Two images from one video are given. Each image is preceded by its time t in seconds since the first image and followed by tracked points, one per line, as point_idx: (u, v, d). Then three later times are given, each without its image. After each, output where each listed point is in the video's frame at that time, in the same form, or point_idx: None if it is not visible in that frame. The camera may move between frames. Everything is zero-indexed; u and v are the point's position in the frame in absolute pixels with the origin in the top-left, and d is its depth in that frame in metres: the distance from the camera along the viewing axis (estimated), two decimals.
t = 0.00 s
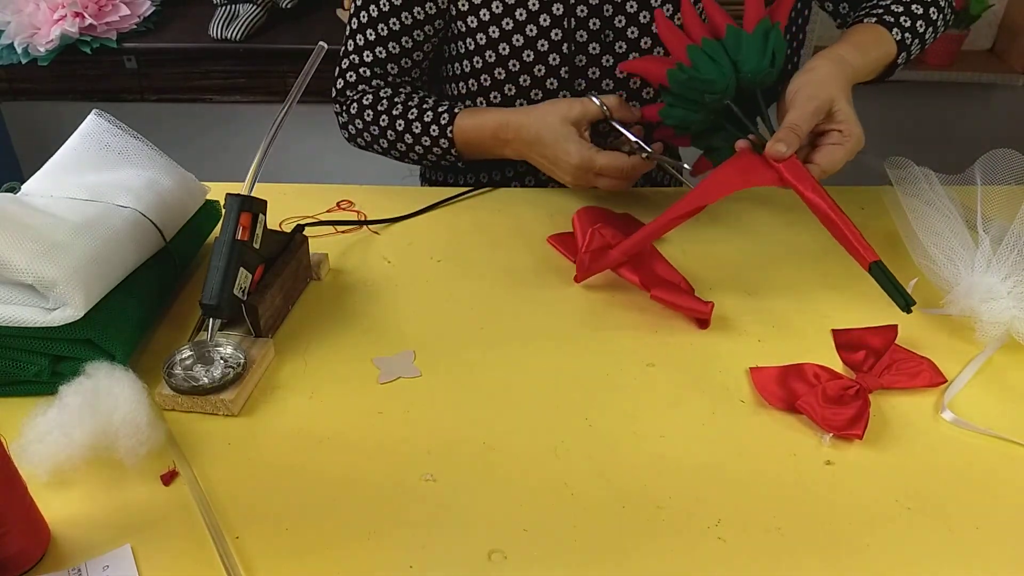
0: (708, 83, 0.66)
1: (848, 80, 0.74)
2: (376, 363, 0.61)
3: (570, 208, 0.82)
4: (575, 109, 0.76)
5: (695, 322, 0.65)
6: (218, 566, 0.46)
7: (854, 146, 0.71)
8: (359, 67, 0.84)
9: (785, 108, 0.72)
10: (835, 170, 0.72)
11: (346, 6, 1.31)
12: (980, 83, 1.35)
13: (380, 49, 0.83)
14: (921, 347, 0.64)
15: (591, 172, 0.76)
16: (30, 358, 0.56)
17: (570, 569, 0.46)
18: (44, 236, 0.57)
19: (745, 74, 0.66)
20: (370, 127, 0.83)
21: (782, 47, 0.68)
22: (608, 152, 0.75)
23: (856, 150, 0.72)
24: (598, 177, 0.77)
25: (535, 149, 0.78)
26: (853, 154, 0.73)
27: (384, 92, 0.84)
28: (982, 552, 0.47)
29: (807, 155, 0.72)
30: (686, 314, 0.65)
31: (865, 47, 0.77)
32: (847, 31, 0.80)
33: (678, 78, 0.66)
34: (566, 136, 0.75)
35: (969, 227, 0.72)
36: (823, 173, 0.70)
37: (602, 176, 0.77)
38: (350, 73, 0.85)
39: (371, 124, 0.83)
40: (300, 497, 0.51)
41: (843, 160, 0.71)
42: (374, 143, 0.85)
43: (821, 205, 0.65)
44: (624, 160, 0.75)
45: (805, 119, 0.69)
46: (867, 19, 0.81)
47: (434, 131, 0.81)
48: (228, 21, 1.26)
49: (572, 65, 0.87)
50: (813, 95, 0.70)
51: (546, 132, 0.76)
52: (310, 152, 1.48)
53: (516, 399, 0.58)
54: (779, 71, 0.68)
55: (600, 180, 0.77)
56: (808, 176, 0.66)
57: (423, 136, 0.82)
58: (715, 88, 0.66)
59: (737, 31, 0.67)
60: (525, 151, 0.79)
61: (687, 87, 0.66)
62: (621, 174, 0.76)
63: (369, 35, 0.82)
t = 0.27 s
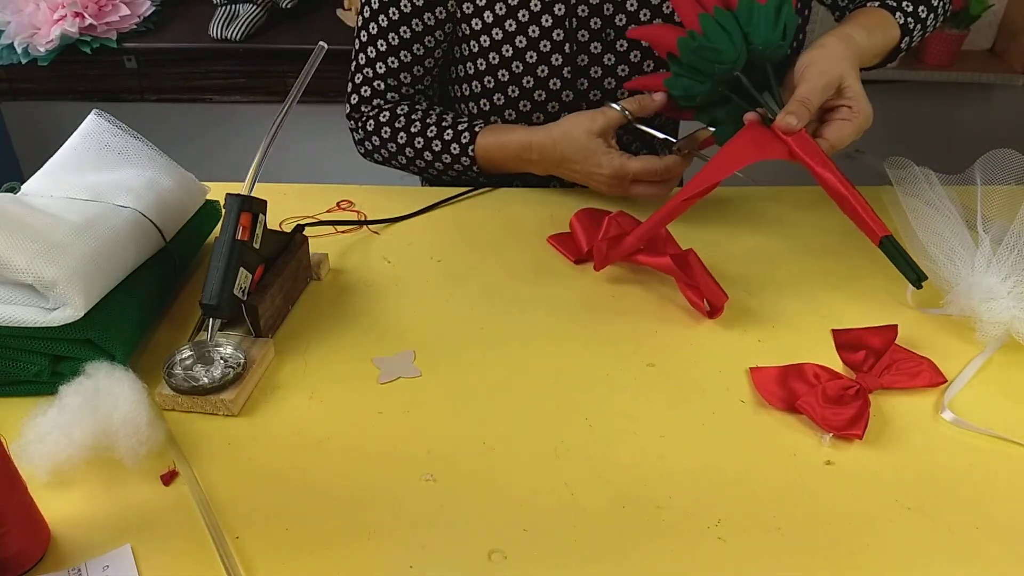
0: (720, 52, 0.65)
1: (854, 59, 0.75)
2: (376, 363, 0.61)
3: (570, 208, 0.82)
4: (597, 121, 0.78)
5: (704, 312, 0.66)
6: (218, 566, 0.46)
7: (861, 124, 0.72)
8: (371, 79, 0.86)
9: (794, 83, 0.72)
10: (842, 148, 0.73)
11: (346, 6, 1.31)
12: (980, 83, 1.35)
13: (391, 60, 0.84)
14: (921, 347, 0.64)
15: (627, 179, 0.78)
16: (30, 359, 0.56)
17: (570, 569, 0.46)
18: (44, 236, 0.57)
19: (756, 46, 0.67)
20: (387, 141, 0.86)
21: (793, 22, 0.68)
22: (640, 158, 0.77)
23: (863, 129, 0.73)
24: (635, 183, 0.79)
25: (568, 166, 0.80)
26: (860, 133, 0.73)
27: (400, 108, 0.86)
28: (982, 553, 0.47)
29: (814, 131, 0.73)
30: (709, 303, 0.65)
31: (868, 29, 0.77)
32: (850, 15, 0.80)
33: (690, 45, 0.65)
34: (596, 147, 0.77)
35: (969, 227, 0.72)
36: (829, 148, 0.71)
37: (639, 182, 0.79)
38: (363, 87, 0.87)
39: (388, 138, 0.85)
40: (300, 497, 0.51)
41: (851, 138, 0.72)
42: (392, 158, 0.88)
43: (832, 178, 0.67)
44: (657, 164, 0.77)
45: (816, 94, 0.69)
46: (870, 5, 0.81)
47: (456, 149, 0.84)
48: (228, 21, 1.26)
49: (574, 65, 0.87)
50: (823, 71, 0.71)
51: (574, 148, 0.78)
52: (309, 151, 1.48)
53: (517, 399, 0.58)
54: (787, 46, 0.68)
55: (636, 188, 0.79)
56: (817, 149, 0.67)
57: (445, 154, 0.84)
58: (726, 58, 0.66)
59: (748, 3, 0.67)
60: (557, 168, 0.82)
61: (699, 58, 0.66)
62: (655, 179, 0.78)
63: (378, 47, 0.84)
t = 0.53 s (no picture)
0: (716, 57, 0.65)
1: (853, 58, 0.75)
2: (375, 363, 0.61)
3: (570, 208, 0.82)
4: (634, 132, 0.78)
5: (710, 310, 0.66)
6: (218, 566, 0.46)
7: (860, 125, 0.72)
8: (391, 94, 0.88)
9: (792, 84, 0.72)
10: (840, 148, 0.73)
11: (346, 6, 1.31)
12: (980, 83, 1.35)
13: (411, 69, 0.86)
14: (921, 347, 0.64)
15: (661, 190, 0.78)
16: (30, 359, 0.56)
17: (570, 570, 0.46)
18: (44, 237, 0.57)
19: (752, 49, 0.67)
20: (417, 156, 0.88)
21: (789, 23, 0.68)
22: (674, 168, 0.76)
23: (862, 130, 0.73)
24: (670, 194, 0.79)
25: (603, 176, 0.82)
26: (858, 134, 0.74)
27: (429, 124, 0.88)
28: (982, 553, 0.47)
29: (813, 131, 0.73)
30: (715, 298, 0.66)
31: (867, 28, 0.77)
32: (848, 13, 0.80)
33: (686, 51, 0.66)
34: (628, 157, 0.78)
35: (969, 227, 0.72)
36: (827, 148, 0.72)
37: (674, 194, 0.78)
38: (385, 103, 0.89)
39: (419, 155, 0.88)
40: (300, 497, 0.51)
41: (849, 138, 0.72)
42: (424, 173, 0.90)
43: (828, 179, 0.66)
44: (685, 177, 0.76)
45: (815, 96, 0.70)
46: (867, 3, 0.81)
47: (491, 162, 0.85)
48: (228, 21, 1.26)
49: (573, 64, 0.90)
50: (822, 71, 0.71)
51: (608, 159, 0.80)
52: (309, 151, 1.48)
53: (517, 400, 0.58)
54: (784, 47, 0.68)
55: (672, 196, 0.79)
56: (814, 150, 0.67)
57: (481, 167, 0.86)
58: (723, 62, 0.66)
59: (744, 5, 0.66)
60: (594, 178, 0.83)
61: (696, 63, 0.66)
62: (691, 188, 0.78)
63: (396, 58, 0.86)
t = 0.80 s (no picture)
0: (715, 66, 0.66)
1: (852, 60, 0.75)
2: (375, 363, 0.61)
3: (571, 209, 0.82)
4: (636, 128, 0.81)
5: (722, 311, 0.66)
6: (218, 566, 0.46)
7: (865, 124, 0.72)
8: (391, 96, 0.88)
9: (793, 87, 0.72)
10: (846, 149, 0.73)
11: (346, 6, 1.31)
12: (980, 83, 1.35)
13: (411, 71, 0.86)
14: (921, 347, 0.64)
15: (658, 179, 0.77)
16: (30, 358, 0.56)
17: (570, 570, 0.46)
18: (45, 236, 0.57)
19: (751, 55, 0.66)
20: (417, 158, 0.88)
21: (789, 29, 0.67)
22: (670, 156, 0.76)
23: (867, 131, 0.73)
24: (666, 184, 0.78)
25: (603, 171, 0.81)
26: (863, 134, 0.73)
27: (429, 126, 0.89)
28: (982, 553, 0.47)
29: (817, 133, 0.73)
30: (732, 293, 0.66)
31: (864, 29, 0.78)
32: (846, 15, 0.80)
33: (685, 62, 0.66)
34: (627, 150, 0.79)
35: (969, 227, 0.72)
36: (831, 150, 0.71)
37: (670, 183, 0.78)
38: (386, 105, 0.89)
39: (420, 157, 0.88)
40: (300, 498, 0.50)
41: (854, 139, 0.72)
42: (424, 175, 0.90)
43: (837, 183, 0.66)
44: (680, 163, 0.76)
45: (816, 99, 0.70)
46: (863, 4, 0.81)
47: (491, 162, 0.85)
48: (228, 21, 1.26)
49: (571, 64, 0.91)
50: (821, 75, 0.71)
51: (608, 148, 0.80)
52: (309, 151, 1.48)
53: (517, 399, 0.58)
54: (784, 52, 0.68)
55: (666, 190, 0.78)
56: (821, 153, 0.67)
57: (480, 167, 0.85)
58: (723, 70, 0.66)
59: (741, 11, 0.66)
60: (594, 175, 0.82)
61: (694, 72, 0.66)
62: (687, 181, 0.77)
63: (396, 60, 0.86)
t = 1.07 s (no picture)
0: (702, 76, 0.67)
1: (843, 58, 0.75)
2: (376, 363, 0.61)
3: (572, 209, 0.82)
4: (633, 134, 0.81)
5: (745, 324, 0.65)
6: (218, 566, 0.46)
7: (861, 117, 0.71)
8: (388, 95, 0.88)
9: (784, 87, 0.72)
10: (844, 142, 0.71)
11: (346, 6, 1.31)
12: (980, 83, 1.35)
13: (407, 70, 0.86)
14: (921, 347, 0.64)
15: (646, 184, 0.78)
16: (31, 359, 0.56)
17: (570, 569, 0.46)
18: (45, 237, 0.57)
19: (738, 60, 0.67)
20: (412, 156, 0.88)
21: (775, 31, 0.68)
22: (658, 165, 0.77)
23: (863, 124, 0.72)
24: (654, 190, 0.78)
25: (595, 175, 0.81)
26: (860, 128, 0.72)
27: (425, 125, 0.89)
28: (982, 553, 0.47)
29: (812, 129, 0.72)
30: (752, 296, 0.65)
31: (855, 29, 0.77)
32: (837, 17, 0.80)
33: (672, 76, 0.67)
34: (619, 155, 0.79)
35: (969, 227, 0.72)
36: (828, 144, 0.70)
37: (658, 190, 0.78)
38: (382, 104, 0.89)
39: (415, 155, 0.88)
40: (300, 498, 0.50)
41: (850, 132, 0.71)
42: (420, 175, 0.90)
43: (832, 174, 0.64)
44: (670, 172, 0.76)
45: (806, 96, 0.69)
46: (858, 6, 0.81)
47: (485, 162, 0.84)
48: (228, 21, 1.26)
49: (570, 64, 0.90)
50: (809, 72, 0.71)
51: (601, 153, 0.80)
52: (309, 151, 1.48)
53: (517, 399, 0.58)
54: (773, 53, 0.68)
55: (655, 195, 0.79)
56: (815, 147, 0.65)
57: (475, 168, 0.85)
58: (710, 79, 0.67)
59: (723, 19, 0.67)
60: (584, 178, 0.82)
61: (683, 85, 0.67)
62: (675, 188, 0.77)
63: (392, 59, 0.86)
